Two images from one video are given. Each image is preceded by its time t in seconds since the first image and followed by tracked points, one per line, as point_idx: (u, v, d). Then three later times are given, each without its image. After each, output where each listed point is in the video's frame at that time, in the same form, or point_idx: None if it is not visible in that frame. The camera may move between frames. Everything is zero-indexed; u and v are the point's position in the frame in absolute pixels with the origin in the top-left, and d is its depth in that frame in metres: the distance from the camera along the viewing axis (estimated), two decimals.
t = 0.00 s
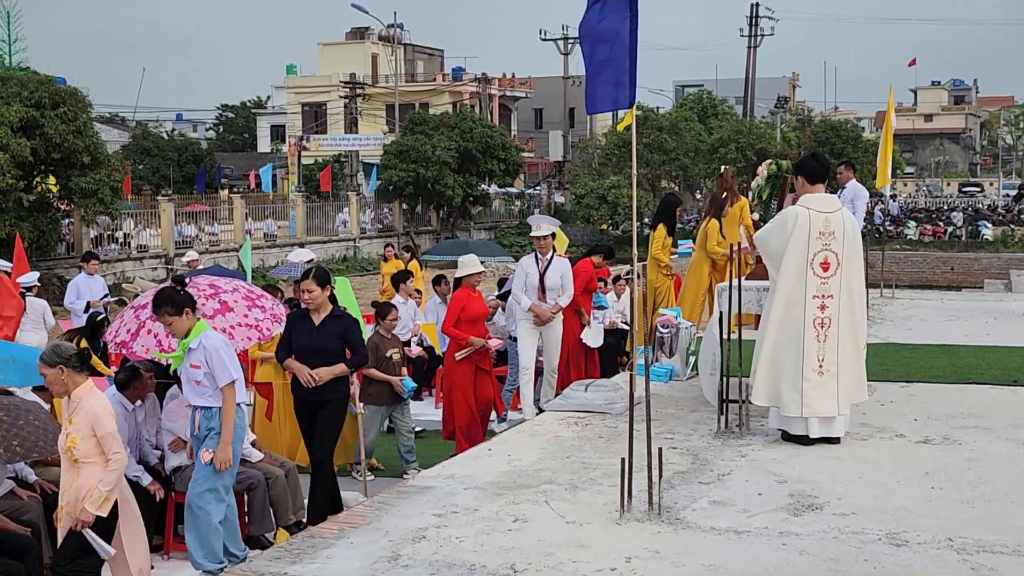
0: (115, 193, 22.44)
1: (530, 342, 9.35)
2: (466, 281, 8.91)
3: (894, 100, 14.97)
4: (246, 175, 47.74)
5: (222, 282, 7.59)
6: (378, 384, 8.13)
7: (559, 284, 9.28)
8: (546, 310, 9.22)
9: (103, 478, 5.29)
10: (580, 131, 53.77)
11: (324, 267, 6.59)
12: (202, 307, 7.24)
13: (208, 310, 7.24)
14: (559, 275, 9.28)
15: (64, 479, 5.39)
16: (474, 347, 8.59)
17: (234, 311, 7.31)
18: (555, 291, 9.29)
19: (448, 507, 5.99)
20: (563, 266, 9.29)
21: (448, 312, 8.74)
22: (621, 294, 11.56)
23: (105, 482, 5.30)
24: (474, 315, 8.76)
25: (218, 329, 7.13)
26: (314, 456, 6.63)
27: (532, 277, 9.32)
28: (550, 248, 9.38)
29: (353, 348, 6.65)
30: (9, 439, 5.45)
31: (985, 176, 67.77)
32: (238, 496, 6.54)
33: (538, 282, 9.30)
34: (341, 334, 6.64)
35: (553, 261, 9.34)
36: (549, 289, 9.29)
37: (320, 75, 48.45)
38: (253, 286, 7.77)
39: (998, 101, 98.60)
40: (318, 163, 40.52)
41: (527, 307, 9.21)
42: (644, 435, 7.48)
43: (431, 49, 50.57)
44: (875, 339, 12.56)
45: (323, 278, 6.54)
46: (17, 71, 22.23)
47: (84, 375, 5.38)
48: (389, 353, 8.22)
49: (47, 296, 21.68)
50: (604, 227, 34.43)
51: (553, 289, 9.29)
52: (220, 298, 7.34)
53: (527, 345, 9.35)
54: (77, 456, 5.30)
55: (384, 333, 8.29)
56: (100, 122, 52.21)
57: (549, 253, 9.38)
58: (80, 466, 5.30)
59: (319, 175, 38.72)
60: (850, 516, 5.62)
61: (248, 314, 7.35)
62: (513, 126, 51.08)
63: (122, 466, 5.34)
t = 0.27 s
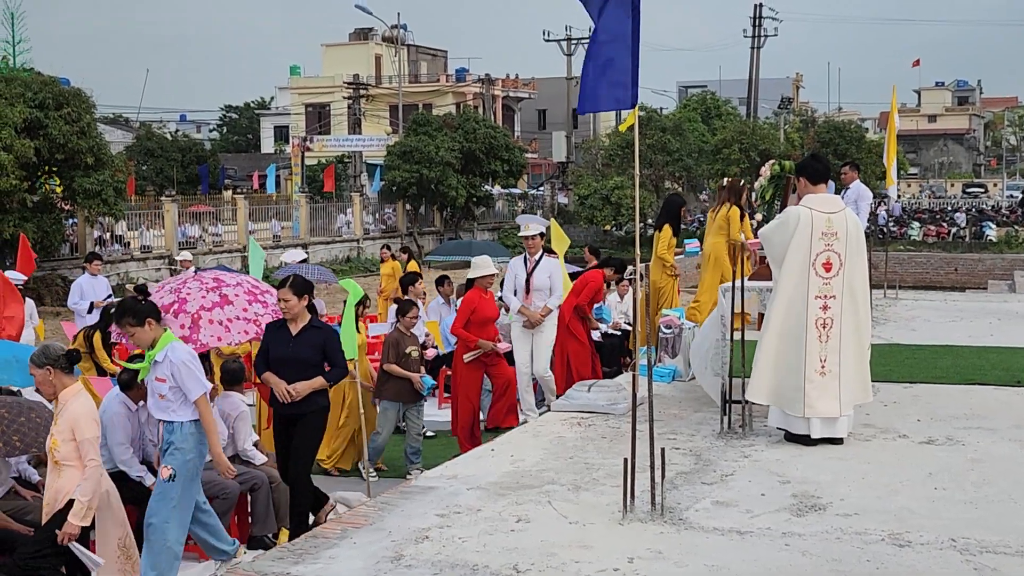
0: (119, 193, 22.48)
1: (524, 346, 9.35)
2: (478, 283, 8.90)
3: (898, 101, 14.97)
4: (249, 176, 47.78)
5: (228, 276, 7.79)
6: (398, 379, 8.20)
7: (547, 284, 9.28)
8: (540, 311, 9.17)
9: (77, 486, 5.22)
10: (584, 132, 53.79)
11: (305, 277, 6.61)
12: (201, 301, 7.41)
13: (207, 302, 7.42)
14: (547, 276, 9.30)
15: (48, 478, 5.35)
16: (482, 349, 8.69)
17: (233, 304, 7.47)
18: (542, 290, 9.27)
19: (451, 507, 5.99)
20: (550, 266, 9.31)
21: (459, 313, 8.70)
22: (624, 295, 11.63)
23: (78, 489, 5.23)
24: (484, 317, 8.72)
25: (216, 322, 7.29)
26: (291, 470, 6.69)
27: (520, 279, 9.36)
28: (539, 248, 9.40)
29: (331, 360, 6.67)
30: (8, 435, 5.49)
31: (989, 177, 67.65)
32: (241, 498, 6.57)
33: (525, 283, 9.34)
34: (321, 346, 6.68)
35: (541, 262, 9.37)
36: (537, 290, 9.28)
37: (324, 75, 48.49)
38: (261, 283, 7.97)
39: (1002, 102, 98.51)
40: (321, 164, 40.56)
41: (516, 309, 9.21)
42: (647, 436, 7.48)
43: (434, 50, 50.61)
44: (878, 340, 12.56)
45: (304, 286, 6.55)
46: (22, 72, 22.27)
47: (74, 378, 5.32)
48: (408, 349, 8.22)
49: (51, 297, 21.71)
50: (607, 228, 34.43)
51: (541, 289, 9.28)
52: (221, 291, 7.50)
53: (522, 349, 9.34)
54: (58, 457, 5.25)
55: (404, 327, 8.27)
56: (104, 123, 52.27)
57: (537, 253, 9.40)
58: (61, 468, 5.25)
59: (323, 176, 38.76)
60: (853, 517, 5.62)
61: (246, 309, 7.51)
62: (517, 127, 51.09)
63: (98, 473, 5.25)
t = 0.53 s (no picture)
0: (123, 194, 22.50)
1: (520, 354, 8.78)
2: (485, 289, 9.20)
3: (901, 102, 14.96)
4: (253, 176, 47.84)
5: (228, 282, 7.59)
6: (409, 379, 8.28)
7: (539, 289, 8.78)
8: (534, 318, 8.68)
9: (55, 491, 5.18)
10: (587, 132, 53.79)
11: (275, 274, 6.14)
12: (197, 305, 7.21)
13: (203, 307, 7.22)
14: (537, 280, 8.78)
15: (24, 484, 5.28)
16: (499, 351, 8.89)
17: (229, 310, 7.28)
18: (533, 296, 8.77)
19: (454, 508, 5.99)
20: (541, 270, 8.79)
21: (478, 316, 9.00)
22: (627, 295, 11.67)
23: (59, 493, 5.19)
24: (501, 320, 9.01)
25: (211, 328, 7.10)
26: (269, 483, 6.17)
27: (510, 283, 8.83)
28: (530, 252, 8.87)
29: (302, 363, 6.13)
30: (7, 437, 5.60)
31: (993, 177, 67.55)
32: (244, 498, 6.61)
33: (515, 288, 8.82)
34: (289, 345, 6.14)
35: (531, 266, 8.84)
36: (527, 295, 8.78)
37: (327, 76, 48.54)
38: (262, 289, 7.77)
39: (1006, 102, 98.42)
40: (325, 164, 40.60)
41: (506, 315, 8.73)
42: (650, 436, 7.48)
43: (438, 50, 50.66)
44: (881, 341, 12.55)
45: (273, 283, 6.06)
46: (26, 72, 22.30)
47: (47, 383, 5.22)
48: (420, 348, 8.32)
49: (55, 297, 21.75)
50: (610, 228, 34.43)
51: (533, 294, 8.77)
52: (218, 297, 7.31)
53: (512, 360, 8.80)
54: (32, 465, 5.17)
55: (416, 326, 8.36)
56: (108, 123, 52.36)
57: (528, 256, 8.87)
58: (36, 475, 5.16)
59: (326, 176, 38.81)
60: (856, 518, 5.61)
61: (244, 315, 7.31)
62: (520, 127, 51.11)
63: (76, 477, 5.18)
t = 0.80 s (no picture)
0: (126, 195, 22.53)
1: (508, 359, 8.83)
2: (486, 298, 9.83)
3: (905, 103, 14.96)
4: (256, 177, 47.87)
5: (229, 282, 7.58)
6: (417, 380, 8.41)
7: (530, 294, 8.75)
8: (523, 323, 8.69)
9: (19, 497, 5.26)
10: (590, 134, 53.80)
11: (245, 282, 5.95)
12: (198, 303, 7.18)
13: (204, 304, 7.20)
14: (528, 284, 8.77)
15: None
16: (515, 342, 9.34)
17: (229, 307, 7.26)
18: (524, 300, 8.75)
19: (457, 508, 5.99)
20: (531, 274, 8.77)
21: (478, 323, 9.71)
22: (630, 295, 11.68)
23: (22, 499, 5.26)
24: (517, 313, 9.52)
25: (210, 325, 7.07)
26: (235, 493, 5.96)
27: (502, 287, 8.89)
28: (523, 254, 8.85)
29: (273, 372, 5.95)
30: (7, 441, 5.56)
31: (996, 178, 67.48)
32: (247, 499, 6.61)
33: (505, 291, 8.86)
34: (261, 356, 5.93)
35: (523, 270, 8.84)
36: (518, 299, 8.77)
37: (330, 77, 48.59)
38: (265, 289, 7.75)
39: (1010, 103, 98.28)
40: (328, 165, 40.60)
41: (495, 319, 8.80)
42: (653, 437, 7.48)
43: (441, 52, 50.71)
44: (884, 342, 12.54)
45: (239, 294, 5.86)
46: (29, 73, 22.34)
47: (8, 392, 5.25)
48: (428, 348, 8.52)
49: (59, 298, 21.78)
50: (613, 229, 34.42)
51: (523, 298, 8.75)
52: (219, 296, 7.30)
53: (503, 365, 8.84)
54: None
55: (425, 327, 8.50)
56: (111, 124, 52.42)
57: (520, 259, 8.87)
58: None
59: (329, 177, 38.84)
60: (859, 518, 5.61)
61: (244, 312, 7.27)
62: (523, 128, 51.12)
63: (38, 487, 5.26)
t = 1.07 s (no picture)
0: (129, 195, 22.56)
1: (495, 364, 8.52)
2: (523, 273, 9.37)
3: (908, 103, 14.94)
4: (258, 178, 47.90)
5: (244, 282, 7.55)
6: (424, 379, 8.30)
7: (517, 297, 8.43)
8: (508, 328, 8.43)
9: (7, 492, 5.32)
10: (592, 134, 53.78)
11: (218, 281, 5.73)
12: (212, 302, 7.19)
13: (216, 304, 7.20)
14: (515, 288, 8.44)
15: None
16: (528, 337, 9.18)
17: (242, 309, 7.24)
18: (511, 303, 8.43)
19: (460, 509, 5.99)
20: (520, 278, 8.45)
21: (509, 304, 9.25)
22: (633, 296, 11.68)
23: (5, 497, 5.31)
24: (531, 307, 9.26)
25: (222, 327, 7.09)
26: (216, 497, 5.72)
27: (489, 290, 8.55)
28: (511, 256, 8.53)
29: (254, 373, 5.70)
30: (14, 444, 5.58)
31: (999, 179, 67.41)
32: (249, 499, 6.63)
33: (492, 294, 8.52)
34: (239, 358, 5.70)
35: (511, 272, 8.52)
36: (505, 303, 8.45)
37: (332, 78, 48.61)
38: (280, 291, 7.70)
39: (1012, 104, 98.14)
40: (330, 166, 40.63)
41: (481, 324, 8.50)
42: (656, 438, 7.48)
43: (443, 52, 50.71)
44: (887, 343, 12.53)
45: (213, 292, 5.65)
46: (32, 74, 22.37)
47: None
48: (436, 350, 8.35)
49: (61, 299, 21.81)
50: (616, 230, 34.42)
51: (511, 302, 8.43)
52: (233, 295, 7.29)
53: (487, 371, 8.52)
54: None
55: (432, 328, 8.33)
56: (114, 125, 52.47)
57: (509, 261, 8.54)
58: None
59: (331, 177, 38.86)
60: (862, 519, 5.60)
61: (256, 315, 7.24)
62: (525, 129, 51.12)
63: None
